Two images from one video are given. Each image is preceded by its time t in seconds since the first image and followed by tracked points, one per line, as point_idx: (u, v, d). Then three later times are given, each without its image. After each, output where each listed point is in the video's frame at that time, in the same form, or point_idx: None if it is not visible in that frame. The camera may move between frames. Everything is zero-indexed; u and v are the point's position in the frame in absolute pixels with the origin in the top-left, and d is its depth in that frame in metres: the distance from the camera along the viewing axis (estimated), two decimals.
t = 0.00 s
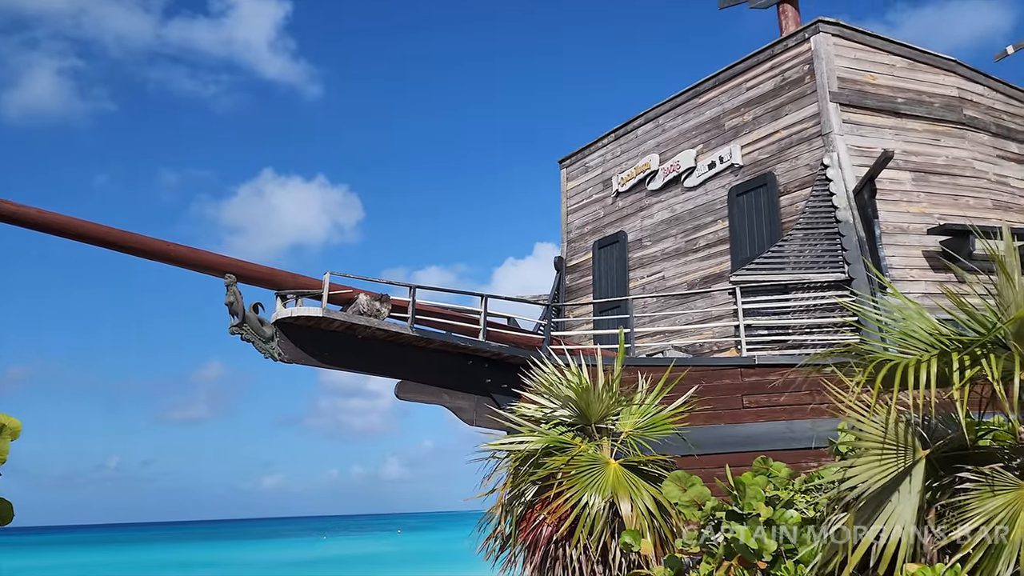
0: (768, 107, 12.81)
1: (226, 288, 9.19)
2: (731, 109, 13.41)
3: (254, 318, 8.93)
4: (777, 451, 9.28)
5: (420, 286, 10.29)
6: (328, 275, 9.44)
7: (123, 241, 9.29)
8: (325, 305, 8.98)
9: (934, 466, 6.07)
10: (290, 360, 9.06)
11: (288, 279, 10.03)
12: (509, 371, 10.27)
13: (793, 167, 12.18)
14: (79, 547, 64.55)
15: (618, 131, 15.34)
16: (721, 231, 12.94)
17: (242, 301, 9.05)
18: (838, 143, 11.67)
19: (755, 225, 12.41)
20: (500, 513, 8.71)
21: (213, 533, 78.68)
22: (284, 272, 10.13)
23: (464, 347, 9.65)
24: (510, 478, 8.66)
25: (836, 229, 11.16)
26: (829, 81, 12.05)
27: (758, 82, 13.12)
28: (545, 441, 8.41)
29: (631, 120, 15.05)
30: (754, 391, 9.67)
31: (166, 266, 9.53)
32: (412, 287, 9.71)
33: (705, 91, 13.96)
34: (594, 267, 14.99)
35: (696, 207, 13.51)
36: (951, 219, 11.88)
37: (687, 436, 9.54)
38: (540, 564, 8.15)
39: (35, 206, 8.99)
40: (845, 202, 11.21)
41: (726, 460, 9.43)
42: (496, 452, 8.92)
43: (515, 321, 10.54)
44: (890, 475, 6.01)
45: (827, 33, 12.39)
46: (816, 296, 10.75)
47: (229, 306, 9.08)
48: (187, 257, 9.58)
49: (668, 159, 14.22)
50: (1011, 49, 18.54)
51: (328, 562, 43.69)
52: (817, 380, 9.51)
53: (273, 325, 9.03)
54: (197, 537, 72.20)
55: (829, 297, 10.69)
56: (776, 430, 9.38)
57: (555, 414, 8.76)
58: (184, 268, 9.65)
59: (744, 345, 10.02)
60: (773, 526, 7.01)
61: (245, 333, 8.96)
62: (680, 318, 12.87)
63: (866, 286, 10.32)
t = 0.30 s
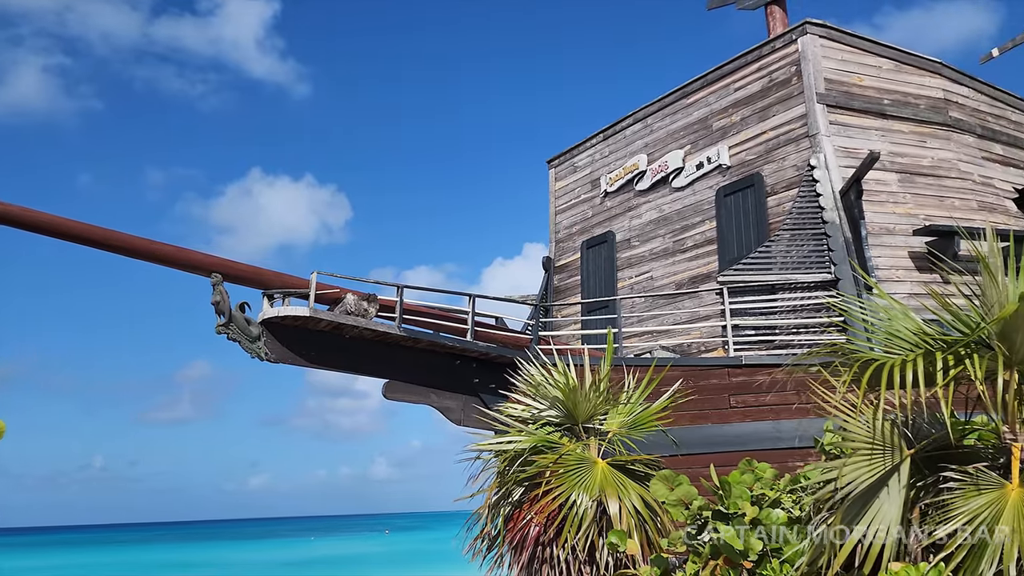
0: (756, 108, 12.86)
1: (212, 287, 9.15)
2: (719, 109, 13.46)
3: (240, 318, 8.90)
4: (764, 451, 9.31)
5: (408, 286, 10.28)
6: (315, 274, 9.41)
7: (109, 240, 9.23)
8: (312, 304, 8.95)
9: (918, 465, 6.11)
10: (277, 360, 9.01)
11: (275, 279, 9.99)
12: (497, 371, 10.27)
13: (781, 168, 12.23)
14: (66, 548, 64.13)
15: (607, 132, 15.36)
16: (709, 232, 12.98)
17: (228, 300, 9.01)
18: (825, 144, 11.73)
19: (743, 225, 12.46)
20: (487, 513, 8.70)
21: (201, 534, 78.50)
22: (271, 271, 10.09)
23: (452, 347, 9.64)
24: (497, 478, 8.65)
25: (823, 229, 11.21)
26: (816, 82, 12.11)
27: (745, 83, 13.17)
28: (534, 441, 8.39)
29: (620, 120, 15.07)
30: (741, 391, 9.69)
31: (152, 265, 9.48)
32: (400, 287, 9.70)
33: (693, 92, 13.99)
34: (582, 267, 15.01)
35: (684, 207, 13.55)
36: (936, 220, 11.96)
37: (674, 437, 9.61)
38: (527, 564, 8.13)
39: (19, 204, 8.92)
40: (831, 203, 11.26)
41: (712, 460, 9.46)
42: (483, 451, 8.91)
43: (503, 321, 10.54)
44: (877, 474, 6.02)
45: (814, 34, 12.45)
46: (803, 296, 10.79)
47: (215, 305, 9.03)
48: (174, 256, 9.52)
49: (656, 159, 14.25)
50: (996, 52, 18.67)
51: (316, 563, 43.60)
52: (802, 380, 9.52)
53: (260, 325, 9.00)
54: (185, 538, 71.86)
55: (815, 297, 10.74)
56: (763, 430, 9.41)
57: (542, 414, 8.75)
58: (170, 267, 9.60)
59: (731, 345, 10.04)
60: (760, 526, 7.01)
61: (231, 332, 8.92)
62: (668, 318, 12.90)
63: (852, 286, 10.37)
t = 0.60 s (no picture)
0: (742, 109, 12.91)
1: (196, 287, 9.09)
2: (705, 110, 13.50)
3: (225, 317, 8.85)
4: (748, 451, 9.35)
5: (393, 285, 10.25)
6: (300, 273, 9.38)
7: (93, 239, 9.17)
8: (298, 304, 8.92)
9: (900, 465, 6.14)
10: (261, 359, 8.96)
11: (260, 278, 9.95)
12: (483, 371, 10.26)
13: (766, 169, 12.28)
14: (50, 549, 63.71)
15: (594, 132, 15.38)
16: (695, 232, 13.02)
17: (212, 299, 8.96)
18: (810, 146, 11.79)
19: (728, 226, 12.50)
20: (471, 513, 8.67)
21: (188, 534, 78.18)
22: (256, 270, 10.05)
23: (439, 347, 9.62)
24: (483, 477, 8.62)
25: (808, 230, 11.27)
26: (801, 83, 12.18)
27: (731, 85, 13.22)
28: (520, 438, 8.35)
29: (606, 120, 15.10)
30: (726, 390, 9.73)
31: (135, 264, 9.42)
32: (386, 286, 9.68)
33: (679, 93, 14.03)
34: (569, 267, 15.02)
35: (670, 208, 13.58)
36: (919, 222, 12.04)
37: (660, 436, 9.63)
38: (512, 563, 8.13)
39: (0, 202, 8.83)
40: (816, 203, 11.32)
41: (697, 460, 9.50)
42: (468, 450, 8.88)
43: (489, 321, 10.54)
44: (861, 473, 6.04)
45: (800, 36, 12.51)
46: (787, 297, 10.84)
47: (199, 305, 8.98)
48: (158, 255, 9.46)
49: (643, 159, 14.28)
50: (980, 54, 18.83)
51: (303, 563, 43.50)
52: (785, 380, 9.56)
53: (244, 324, 8.95)
54: (173, 538, 71.84)
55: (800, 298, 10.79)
56: (748, 430, 9.44)
57: (528, 414, 8.74)
58: (154, 266, 9.53)
59: (716, 345, 10.07)
60: (744, 525, 7.04)
61: (215, 332, 8.87)
62: (654, 318, 12.92)
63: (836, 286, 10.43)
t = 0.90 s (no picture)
0: (731, 110, 12.95)
1: (184, 285, 9.05)
2: (695, 110, 13.54)
3: (213, 317, 8.82)
4: (735, 450, 9.37)
5: (382, 285, 10.24)
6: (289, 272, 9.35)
7: (80, 238, 9.11)
8: (286, 303, 8.89)
9: (886, 464, 6.16)
10: (250, 359, 8.92)
11: (249, 277, 9.93)
12: (472, 370, 10.26)
13: (755, 170, 12.32)
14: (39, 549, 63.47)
15: (583, 132, 15.40)
16: (684, 232, 13.05)
17: (201, 298, 8.92)
18: (798, 146, 11.84)
19: (717, 226, 12.54)
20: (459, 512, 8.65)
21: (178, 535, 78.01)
22: (244, 270, 10.03)
23: (428, 347, 9.61)
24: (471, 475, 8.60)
25: (796, 230, 11.31)
26: (790, 84, 12.22)
27: (721, 85, 13.25)
28: (509, 438, 8.32)
29: (596, 120, 15.12)
30: (715, 390, 9.75)
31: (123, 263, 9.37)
32: (375, 285, 9.66)
33: (669, 93, 14.07)
34: (558, 267, 15.03)
35: (660, 208, 13.61)
36: (907, 222, 12.10)
37: (648, 435, 9.65)
38: (499, 562, 8.13)
39: None
40: (804, 204, 11.38)
41: (684, 459, 9.53)
42: (455, 450, 8.84)
43: (479, 321, 10.53)
44: (848, 473, 6.06)
45: (788, 37, 12.56)
46: (776, 297, 10.87)
47: (187, 304, 8.94)
48: (146, 254, 9.41)
49: (633, 159, 14.30)
50: (967, 56, 18.95)
51: (293, 563, 43.43)
52: (773, 380, 9.57)
53: (232, 324, 8.92)
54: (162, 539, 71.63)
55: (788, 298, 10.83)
56: (736, 430, 9.47)
57: (517, 413, 8.71)
58: (141, 264, 9.49)
59: (705, 345, 10.10)
60: (732, 524, 7.04)
61: (203, 331, 8.84)
62: (643, 318, 12.94)
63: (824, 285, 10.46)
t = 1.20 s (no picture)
0: (718, 110, 13.00)
1: (169, 284, 9.00)
2: (682, 111, 13.57)
3: (198, 316, 8.78)
4: (721, 449, 9.40)
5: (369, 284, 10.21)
6: (275, 271, 9.31)
7: (63, 236, 9.03)
8: (272, 302, 8.85)
9: (870, 462, 6.18)
10: (235, 358, 8.87)
11: (234, 276, 9.89)
12: (459, 370, 10.24)
13: (741, 170, 12.37)
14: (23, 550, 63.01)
15: (571, 132, 15.42)
16: (671, 232, 13.08)
17: (185, 297, 8.88)
18: (784, 147, 11.90)
19: (704, 226, 12.57)
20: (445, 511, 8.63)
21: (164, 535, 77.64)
22: (229, 268, 9.98)
23: (415, 347, 9.59)
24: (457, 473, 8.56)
25: (782, 230, 11.36)
26: (776, 85, 12.28)
27: (708, 85, 13.30)
28: (496, 435, 8.25)
29: (584, 120, 15.14)
30: (702, 390, 9.77)
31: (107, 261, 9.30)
32: (361, 284, 9.64)
33: (656, 93, 14.10)
34: (545, 267, 15.04)
35: (647, 207, 13.64)
36: (892, 223, 12.18)
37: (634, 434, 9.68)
38: (484, 562, 8.14)
39: None
40: (790, 204, 11.43)
41: (671, 458, 9.55)
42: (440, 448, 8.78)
43: (466, 320, 10.51)
44: (832, 472, 6.07)
45: (775, 38, 12.61)
46: (762, 296, 10.90)
47: (172, 303, 8.89)
48: (130, 252, 9.35)
49: (620, 159, 14.33)
50: (952, 59, 19.09)
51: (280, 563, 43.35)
52: (759, 379, 9.58)
53: (217, 323, 8.88)
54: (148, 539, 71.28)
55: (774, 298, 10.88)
56: (722, 429, 9.50)
57: (504, 412, 8.69)
58: (125, 262, 9.42)
59: (692, 345, 10.12)
60: (717, 524, 7.07)
61: (188, 330, 8.80)
62: (630, 317, 12.96)
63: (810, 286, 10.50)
